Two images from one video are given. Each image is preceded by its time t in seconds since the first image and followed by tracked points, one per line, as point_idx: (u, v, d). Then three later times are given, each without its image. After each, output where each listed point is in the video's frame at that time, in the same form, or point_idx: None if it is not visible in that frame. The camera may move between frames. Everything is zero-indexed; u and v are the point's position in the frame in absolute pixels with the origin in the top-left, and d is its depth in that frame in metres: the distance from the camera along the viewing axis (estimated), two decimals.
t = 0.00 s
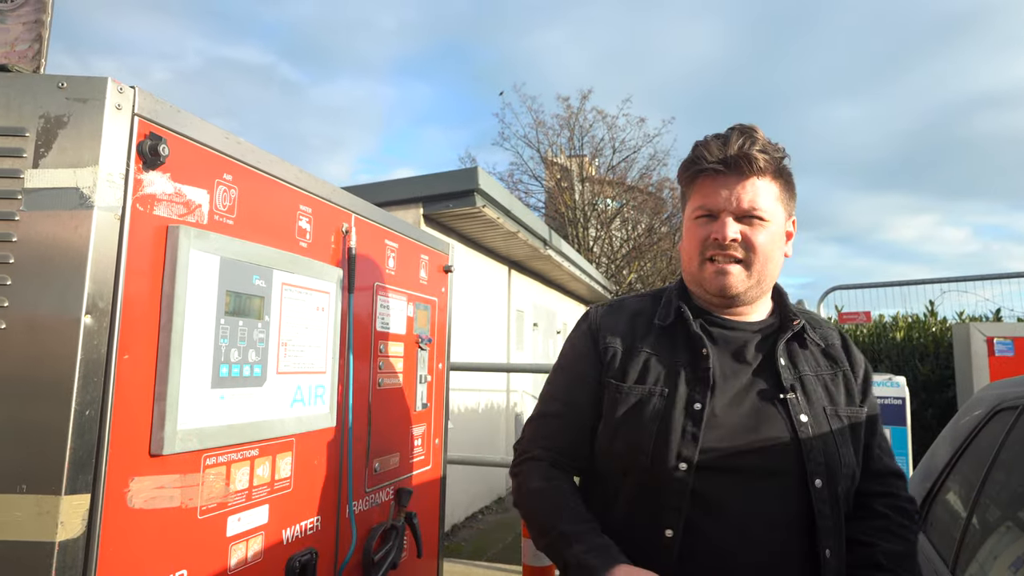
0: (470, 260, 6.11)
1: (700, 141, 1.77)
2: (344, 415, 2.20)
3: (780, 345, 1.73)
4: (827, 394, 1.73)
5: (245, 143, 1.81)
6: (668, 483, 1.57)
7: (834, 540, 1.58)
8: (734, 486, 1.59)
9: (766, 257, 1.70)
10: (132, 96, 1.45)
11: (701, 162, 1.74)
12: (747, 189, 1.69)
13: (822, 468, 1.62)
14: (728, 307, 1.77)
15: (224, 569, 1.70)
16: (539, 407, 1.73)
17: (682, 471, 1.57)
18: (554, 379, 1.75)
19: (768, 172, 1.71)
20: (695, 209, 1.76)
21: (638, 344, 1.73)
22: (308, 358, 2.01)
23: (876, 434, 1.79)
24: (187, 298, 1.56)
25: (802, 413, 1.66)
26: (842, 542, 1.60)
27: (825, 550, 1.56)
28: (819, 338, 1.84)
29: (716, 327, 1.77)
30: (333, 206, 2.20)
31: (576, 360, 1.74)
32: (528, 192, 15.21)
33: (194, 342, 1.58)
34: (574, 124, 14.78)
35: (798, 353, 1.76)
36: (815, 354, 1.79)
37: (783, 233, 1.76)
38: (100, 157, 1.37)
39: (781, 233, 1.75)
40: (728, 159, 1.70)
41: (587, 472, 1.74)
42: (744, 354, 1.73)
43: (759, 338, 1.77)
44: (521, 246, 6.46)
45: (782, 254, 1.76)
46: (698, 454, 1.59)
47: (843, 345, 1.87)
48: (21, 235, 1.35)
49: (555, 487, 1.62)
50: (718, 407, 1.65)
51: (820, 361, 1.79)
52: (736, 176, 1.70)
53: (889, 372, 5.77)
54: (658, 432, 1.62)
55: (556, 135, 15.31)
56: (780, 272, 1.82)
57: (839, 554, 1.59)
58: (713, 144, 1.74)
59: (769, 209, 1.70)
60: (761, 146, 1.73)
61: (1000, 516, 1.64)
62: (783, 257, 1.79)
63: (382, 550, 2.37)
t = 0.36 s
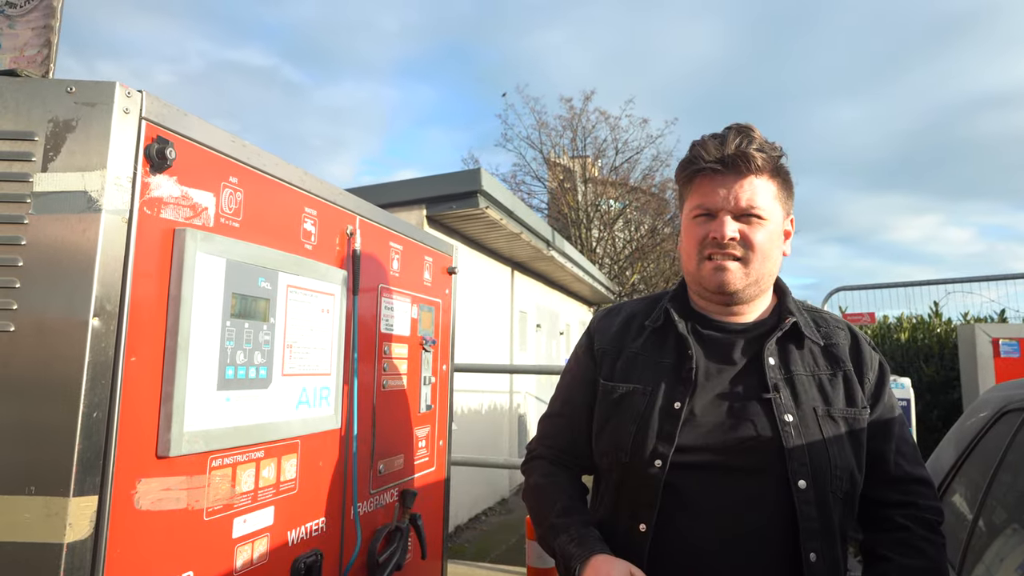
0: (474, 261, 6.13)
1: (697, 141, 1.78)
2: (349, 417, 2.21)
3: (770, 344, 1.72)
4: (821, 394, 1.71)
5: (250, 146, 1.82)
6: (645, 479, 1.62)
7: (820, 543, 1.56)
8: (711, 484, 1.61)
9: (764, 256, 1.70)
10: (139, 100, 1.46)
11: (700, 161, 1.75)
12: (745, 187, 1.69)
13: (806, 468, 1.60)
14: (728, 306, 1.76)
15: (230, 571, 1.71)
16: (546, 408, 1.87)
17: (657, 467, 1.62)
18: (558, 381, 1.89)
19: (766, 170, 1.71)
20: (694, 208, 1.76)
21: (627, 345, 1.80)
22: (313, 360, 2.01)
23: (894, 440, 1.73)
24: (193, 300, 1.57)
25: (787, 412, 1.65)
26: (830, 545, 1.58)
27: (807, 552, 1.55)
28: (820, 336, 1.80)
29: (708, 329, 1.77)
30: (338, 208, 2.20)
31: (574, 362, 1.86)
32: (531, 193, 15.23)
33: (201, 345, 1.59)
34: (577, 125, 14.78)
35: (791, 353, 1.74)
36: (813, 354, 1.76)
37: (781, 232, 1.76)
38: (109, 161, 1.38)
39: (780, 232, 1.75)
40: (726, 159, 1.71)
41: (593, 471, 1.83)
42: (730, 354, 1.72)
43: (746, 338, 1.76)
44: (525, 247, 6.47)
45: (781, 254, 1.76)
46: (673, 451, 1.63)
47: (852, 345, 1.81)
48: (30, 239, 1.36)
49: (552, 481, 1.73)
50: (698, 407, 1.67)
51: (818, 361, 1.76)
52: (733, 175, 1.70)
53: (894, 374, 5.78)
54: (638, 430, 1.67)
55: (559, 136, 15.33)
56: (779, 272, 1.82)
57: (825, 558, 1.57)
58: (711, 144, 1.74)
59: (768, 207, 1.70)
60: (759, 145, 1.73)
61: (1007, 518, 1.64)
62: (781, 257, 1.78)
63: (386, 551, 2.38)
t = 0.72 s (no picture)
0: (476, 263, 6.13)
1: (693, 144, 1.78)
2: (352, 419, 2.21)
3: (762, 343, 1.72)
4: (814, 392, 1.71)
5: (254, 149, 1.82)
6: (638, 480, 1.62)
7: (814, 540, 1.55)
8: (704, 484, 1.61)
9: (757, 260, 1.69)
10: (144, 103, 1.46)
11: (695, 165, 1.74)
12: (739, 191, 1.69)
13: (800, 466, 1.60)
14: (720, 309, 1.76)
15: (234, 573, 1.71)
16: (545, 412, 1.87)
17: (650, 468, 1.61)
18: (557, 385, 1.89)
19: (761, 174, 1.70)
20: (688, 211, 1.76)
21: (622, 347, 1.80)
22: (317, 362, 2.02)
23: (891, 437, 1.72)
24: (198, 303, 1.57)
25: (780, 410, 1.65)
26: (824, 543, 1.57)
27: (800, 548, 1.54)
28: (812, 335, 1.80)
29: (700, 331, 1.77)
30: (341, 210, 2.20)
31: (571, 366, 1.86)
32: (533, 194, 15.23)
33: (205, 347, 1.59)
34: (580, 126, 14.79)
35: (783, 351, 1.74)
36: (805, 352, 1.76)
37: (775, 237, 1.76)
38: (114, 165, 1.38)
39: (774, 236, 1.75)
40: (720, 162, 1.71)
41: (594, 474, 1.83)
42: (721, 354, 1.72)
43: (738, 339, 1.75)
44: (527, 249, 6.47)
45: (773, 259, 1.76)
46: (666, 452, 1.62)
47: (847, 343, 1.81)
48: (36, 242, 1.36)
49: (549, 483, 1.73)
50: (690, 407, 1.67)
51: (811, 358, 1.76)
52: (728, 179, 1.70)
53: (897, 375, 5.77)
54: (631, 431, 1.67)
55: (562, 137, 15.33)
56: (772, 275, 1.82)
57: (820, 556, 1.56)
58: (707, 147, 1.74)
59: (762, 213, 1.70)
60: (754, 150, 1.73)
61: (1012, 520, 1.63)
62: (774, 260, 1.78)
63: (389, 553, 2.38)
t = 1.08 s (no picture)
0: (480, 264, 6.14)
1: (706, 147, 1.78)
2: (358, 421, 2.22)
3: (772, 346, 1.72)
4: (823, 395, 1.71)
5: (261, 152, 1.83)
6: (650, 481, 1.62)
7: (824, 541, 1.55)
8: (715, 486, 1.60)
9: (766, 264, 1.70)
10: (153, 107, 1.47)
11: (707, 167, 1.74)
12: (751, 196, 1.69)
13: (810, 468, 1.60)
14: (727, 312, 1.76)
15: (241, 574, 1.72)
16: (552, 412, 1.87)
17: (661, 469, 1.61)
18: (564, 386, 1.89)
19: (773, 179, 1.70)
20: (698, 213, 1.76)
21: (630, 348, 1.79)
22: (323, 364, 2.03)
23: (897, 439, 1.72)
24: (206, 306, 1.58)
25: (790, 413, 1.65)
26: (834, 544, 1.57)
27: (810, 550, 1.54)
28: (822, 338, 1.80)
29: (710, 333, 1.77)
30: (347, 212, 2.21)
31: (579, 367, 1.86)
32: (538, 196, 15.23)
33: (213, 349, 1.60)
34: (584, 127, 14.79)
35: (793, 354, 1.74)
36: (815, 355, 1.76)
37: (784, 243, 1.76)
38: (123, 168, 1.39)
39: (783, 241, 1.75)
40: (733, 166, 1.70)
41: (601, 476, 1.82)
42: (732, 356, 1.72)
43: (748, 341, 1.75)
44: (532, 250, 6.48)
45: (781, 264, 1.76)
46: (677, 454, 1.62)
47: (855, 346, 1.80)
48: (46, 245, 1.37)
49: (558, 484, 1.72)
50: (701, 409, 1.67)
51: (820, 361, 1.76)
52: (739, 183, 1.70)
53: (904, 376, 5.76)
54: (641, 433, 1.67)
55: (566, 138, 15.33)
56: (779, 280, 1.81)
57: (830, 557, 1.56)
58: (719, 150, 1.74)
59: (772, 218, 1.70)
60: (766, 155, 1.73)
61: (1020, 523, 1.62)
62: (782, 265, 1.78)
63: (395, 555, 2.38)
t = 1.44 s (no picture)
0: (484, 266, 6.14)
1: (720, 148, 1.77)
2: (362, 423, 2.22)
3: (777, 350, 1.72)
4: (828, 398, 1.70)
5: (265, 154, 1.84)
6: (657, 485, 1.61)
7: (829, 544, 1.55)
8: (723, 489, 1.60)
9: (772, 269, 1.69)
10: (158, 110, 1.48)
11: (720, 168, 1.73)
12: (761, 200, 1.68)
13: (817, 471, 1.59)
14: (731, 314, 1.76)
15: None
16: (557, 414, 1.86)
17: (669, 473, 1.61)
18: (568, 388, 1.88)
19: (785, 185, 1.70)
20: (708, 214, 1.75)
21: (637, 351, 1.79)
22: (327, 366, 2.02)
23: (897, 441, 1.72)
24: (210, 308, 1.58)
25: (796, 416, 1.64)
26: (841, 546, 1.57)
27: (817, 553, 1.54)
28: (825, 343, 1.79)
29: (716, 336, 1.76)
30: (351, 215, 2.21)
31: (584, 369, 1.85)
32: (541, 197, 15.24)
33: (217, 351, 1.60)
34: (587, 128, 14.79)
35: (798, 357, 1.74)
36: (819, 358, 1.76)
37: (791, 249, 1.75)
38: (128, 171, 1.40)
39: (790, 247, 1.75)
40: (745, 169, 1.70)
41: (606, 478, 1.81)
42: (739, 360, 1.71)
43: (754, 344, 1.75)
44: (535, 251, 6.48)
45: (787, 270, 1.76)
46: (685, 457, 1.62)
47: (858, 350, 1.80)
48: (51, 248, 1.37)
49: (565, 488, 1.71)
50: (709, 412, 1.66)
51: (824, 365, 1.75)
52: (752, 186, 1.69)
53: (908, 378, 5.73)
54: (649, 436, 1.66)
55: (569, 139, 15.33)
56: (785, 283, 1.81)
57: (836, 560, 1.56)
58: (733, 152, 1.73)
59: (782, 223, 1.70)
60: (780, 160, 1.72)
61: None
62: (789, 270, 1.78)
63: (398, 557, 2.36)
